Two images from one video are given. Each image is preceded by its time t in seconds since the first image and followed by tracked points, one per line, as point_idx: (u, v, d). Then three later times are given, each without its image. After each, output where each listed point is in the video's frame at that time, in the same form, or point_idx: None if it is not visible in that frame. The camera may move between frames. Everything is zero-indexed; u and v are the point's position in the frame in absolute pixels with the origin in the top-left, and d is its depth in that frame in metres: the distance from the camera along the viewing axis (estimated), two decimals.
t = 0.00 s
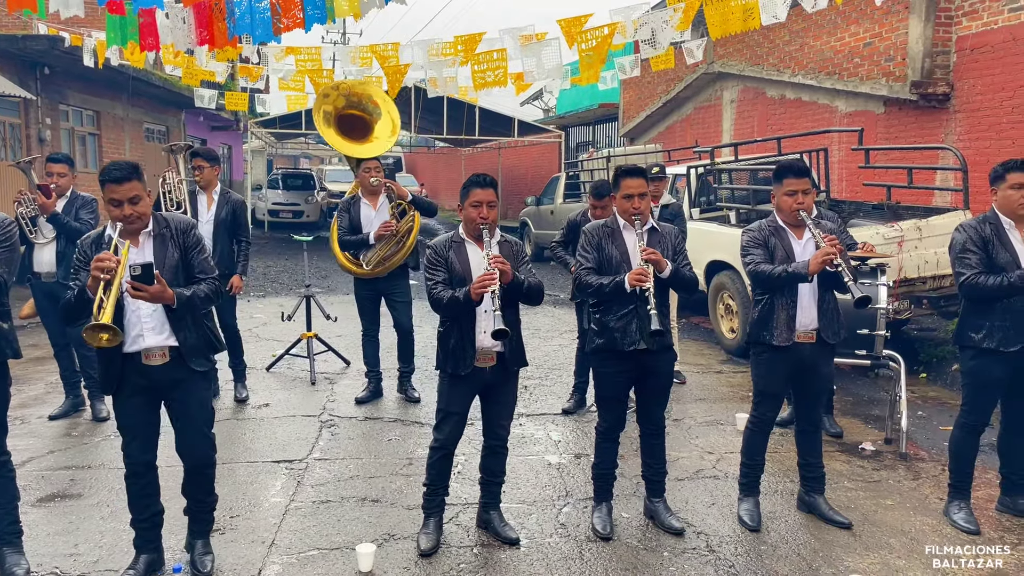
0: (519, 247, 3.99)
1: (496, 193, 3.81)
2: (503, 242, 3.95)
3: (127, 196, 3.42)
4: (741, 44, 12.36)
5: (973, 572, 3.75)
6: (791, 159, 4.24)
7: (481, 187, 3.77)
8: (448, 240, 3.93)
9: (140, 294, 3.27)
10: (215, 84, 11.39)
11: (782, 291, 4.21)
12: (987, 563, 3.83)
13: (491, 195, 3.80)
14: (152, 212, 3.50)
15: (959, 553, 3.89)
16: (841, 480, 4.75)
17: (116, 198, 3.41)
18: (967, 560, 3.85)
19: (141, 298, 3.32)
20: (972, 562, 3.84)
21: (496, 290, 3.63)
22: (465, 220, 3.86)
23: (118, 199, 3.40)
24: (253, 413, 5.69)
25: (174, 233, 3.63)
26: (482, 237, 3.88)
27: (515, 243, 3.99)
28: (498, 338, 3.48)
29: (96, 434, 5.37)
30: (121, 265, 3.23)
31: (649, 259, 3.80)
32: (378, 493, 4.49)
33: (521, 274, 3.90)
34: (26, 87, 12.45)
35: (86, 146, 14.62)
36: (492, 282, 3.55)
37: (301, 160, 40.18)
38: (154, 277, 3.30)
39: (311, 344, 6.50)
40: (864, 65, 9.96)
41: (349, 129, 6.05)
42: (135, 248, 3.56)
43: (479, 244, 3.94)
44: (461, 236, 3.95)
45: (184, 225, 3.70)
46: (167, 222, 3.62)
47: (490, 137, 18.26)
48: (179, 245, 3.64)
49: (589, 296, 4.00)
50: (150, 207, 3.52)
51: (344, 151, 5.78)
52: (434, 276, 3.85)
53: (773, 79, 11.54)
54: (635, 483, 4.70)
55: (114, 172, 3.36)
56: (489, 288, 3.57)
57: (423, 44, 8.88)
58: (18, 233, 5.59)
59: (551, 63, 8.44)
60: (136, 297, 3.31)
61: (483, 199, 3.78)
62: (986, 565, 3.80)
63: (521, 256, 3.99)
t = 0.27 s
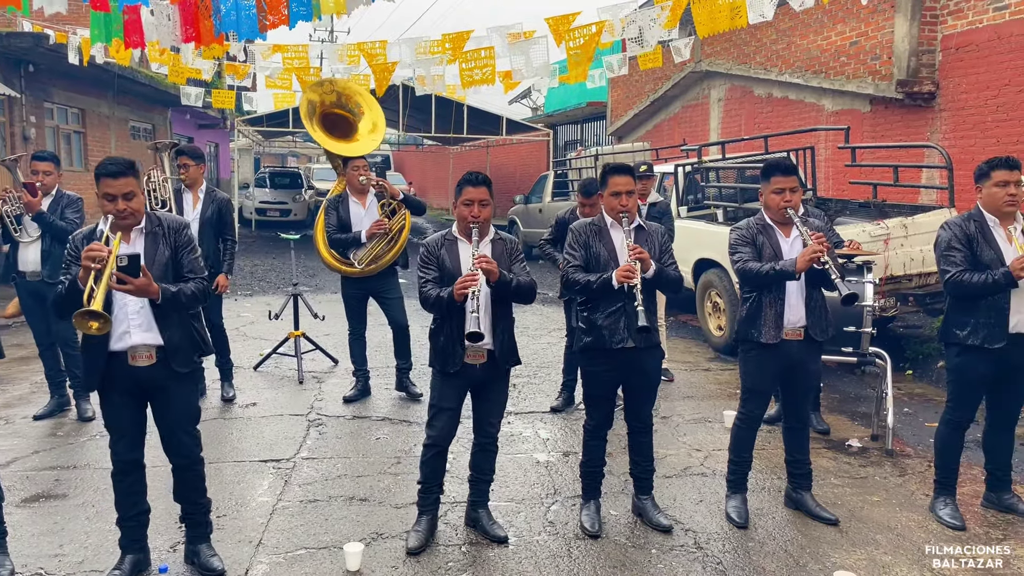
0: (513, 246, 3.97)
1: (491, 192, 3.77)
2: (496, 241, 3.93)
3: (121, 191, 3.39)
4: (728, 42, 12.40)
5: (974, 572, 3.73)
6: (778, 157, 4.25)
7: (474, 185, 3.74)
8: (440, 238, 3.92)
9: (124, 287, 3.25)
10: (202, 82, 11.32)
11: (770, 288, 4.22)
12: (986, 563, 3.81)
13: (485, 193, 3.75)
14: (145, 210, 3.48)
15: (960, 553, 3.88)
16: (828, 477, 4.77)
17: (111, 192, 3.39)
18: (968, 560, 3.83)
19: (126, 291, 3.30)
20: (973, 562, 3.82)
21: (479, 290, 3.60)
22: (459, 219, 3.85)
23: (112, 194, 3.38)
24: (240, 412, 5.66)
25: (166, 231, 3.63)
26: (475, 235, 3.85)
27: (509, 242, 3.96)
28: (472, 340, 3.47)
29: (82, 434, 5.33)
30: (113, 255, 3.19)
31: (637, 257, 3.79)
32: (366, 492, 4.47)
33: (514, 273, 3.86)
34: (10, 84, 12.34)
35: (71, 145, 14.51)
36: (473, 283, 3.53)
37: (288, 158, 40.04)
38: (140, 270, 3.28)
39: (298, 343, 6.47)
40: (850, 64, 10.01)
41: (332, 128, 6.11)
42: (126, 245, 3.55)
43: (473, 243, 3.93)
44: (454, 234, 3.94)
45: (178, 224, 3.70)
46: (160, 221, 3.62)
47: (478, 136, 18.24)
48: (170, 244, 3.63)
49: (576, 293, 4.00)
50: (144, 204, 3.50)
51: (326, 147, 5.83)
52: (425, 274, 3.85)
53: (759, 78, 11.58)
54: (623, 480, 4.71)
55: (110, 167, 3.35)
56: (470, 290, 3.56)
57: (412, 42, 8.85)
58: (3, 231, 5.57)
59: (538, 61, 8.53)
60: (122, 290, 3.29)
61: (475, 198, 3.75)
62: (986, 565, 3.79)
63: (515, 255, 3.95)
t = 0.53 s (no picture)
0: (500, 244, 3.96)
1: (477, 190, 3.78)
2: (482, 239, 3.92)
3: (120, 186, 3.43)
4: (713, 41, 12.45)
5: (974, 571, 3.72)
6: (762, 156, 4.27)
7: (460, 183, 3.75)
8: (426, 236, 3.92)
9: (115, 275, 3.24)
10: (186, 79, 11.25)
11: (754, 286, 4.24)
12: (986, 563, 3.80)
13: (471, 191, 3.76)
14: (142, 207, 3.51)
15: (960, 553, 3.86)
16: (812, 473, 4.80)
17: (110, 187, 3.42)
18: (968, 560, 3.81)
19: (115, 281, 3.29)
20: (974, 562, 3.81)
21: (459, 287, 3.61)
22: (444, 216, 3.84)
23: (111, 188, 3.41)
24: (225, 412, 5.63)
25: (162, 232, 3.63)
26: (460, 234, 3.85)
27: (495, 240, 3.96)
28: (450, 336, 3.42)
29: (65, 434, 5.29)
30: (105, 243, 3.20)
31: (621, 257, 3.80)
32: (351, 491, 4.46)
33: (499, 271, 3.87)
34: None
35: (54, 143, 14.39)
36: (453, 280, 3.53)
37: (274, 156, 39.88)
38: (130, 259, 3.28)
39: (283, 342, 6.44)
40: (834, 63, 10.06)
41: (325, 125, 6.06)
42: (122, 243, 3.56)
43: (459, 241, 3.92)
44: (439, 231, 3.93)
45: (176, 226, 3.71)
46: (157, 221, 3.64)
47: (464, 134, 18.22)
48: (165, 245, 3.62)
49: (560, 293, 4.00)
50: (143, 202, 3.54)
51: (321, 145, 5.76)
52: (410, 270, 3.85)
53: (744, 76, 11.63)
54: (608, 478, 4.72)
55: (111, 161, 3.39)
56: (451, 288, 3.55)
57: (397, 40, 8.83)
58: None
59: (523, 60, 8.51)
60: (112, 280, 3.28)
61: (461, 195, 3.75)
62: (986, 565, 3.77)
63: (501, 253, 3.94)
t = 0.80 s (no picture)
0: (476, 243, 3.96)
1: (453, 187, 3.78)
2: (459, 238, 3.92)
3: (110, 183, 3.42)
4: (696, 41, 12.50)
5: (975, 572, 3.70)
6: (743, 155, 4.29)
7: (436, 180, 3.74)
8: (402, 234, 3.89)
9: (99, 263, 3.22)
10: (167, 77, 11.17)
11: (736, 285, 4.25)
12: (988, 563, 3.78)
13: (447, 188, 3.75)
14: (131, 206, 3.50)
15: (960, 553, 3.85)
16: (793, 471, 4.83)
17: (100, 184, 3.42)
18: (969, 560, 3.80)
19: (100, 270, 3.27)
20: (974, 562, 3.79)
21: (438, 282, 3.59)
22: (420, 213, 3.83)
23: (101, 185, 3.40)
24: (206, 412, 5.60)
25: (151, 233, 3.62)
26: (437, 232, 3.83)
27: (471, 239, 3.96)
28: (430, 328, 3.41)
29: (44, 434, 5.25)
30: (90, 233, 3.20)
31: (602, 259, 3.81)
32: (334, 490, 4.45)
33: (477, 268, 3.86)
34: None
35: (33, 141, 14.25)
36: (432, 274, 3.49)
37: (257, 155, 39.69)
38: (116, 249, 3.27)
39: (265, 341, 6.40)
40: (816, 62, 10.13)
41: (324, 122, 6.00)
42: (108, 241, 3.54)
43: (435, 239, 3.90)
44: (415, 230, 3.91)
45: (165, 228, 3.70)
46: (146, 221, 3.63)
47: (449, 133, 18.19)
48: (152, 244, 3.60)
49: (541, 292, 4.02)
50: (132, 200, 3.52)
51: (320, 143, 5.75)
52: (386, 267, 3.82)
53: (727, 76, 11.68)
54: (591, 476, 4.73)
55: (102, 159, 3.38)
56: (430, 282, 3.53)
57: (380, 38, 8.84)
58: None
59: (507, 58, 8.50)
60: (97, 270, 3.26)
61: (438, 192, 3.74)
62: (988, 566, 3.76)
63: (478, 252, 3.94)
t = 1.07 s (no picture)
0: (447, 243, 3.96)
1: (423, 187, 3.77)
2: (430, 238, 3.91)
3: (86, 181, 3.39)
4: (675, 41, 12.56)
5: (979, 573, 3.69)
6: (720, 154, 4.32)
7: (407, 180, 3.72)
8: (373, 235, 3.87)
9: (73, 259, 3.18)
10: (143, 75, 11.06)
11: (712, 284, 4.28)
12: (991, 564, 3.78)
13: (417, 187, 3.74)
14: (108, 204, 3.46)
15: (962, 554, 3.85)
16: (770, 468, 4.87)
17: (76, 181, 3.38)
18: (972, 561, 3.80)
19: (75, 267, 3.23)
20: (977, 562, 3.79)
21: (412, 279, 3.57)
22: (391, 213, 3.80)
23: (77, 183, 3.37)
24: (182, 413, 5.55)
25: (128, 232, 3.58)
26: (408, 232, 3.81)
27: (441, 239, 3.95)
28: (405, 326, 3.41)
29: (16, 437, 5.18)
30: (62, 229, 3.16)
31: (582, 260, 3.81)
32: (311, 491, 4.43)
33: (448, 268, 3.86)
34: None
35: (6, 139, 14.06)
36: (406, 272, 3.49)
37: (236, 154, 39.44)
38: (91, 244, 3.23)
39: (243, 342, 6.36)
40: (793, 63, 10.21)
41: (318, 120, 5.66)
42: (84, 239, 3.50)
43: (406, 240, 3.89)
44: (386, 230, 3.89)
45: (143, 228, 3.66)
46: (123, 221, 3.59)
47: (429, 132, 18.15)
48: (129, 244, 3.57)
49: (521, 291, 4.00)
50: (109, 199, 3.49)
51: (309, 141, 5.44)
52: (357, 268, 3.80)
53: (705, 77, 11.74)
54: (570, 475, 4.74)
55: (79, 157, 3.34)
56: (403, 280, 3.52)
57: (359, 37, 8.79)
58: None
59: (486, 57, 8.54)
60: (71, 266, 3.21)
61: (409, 192, 3.72)
62: (992, 566, 3.75)
63: (449, 252, 3.94)
